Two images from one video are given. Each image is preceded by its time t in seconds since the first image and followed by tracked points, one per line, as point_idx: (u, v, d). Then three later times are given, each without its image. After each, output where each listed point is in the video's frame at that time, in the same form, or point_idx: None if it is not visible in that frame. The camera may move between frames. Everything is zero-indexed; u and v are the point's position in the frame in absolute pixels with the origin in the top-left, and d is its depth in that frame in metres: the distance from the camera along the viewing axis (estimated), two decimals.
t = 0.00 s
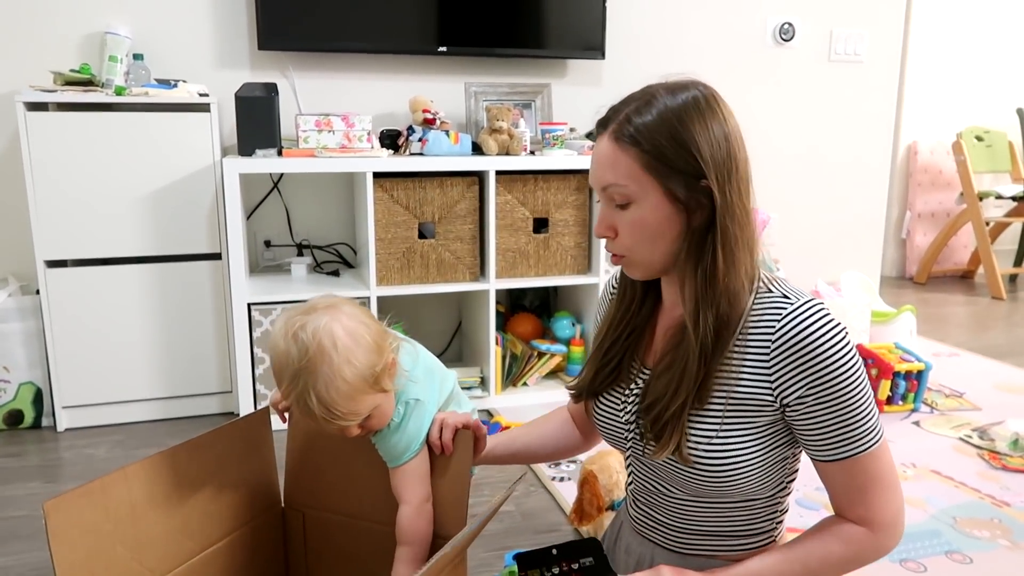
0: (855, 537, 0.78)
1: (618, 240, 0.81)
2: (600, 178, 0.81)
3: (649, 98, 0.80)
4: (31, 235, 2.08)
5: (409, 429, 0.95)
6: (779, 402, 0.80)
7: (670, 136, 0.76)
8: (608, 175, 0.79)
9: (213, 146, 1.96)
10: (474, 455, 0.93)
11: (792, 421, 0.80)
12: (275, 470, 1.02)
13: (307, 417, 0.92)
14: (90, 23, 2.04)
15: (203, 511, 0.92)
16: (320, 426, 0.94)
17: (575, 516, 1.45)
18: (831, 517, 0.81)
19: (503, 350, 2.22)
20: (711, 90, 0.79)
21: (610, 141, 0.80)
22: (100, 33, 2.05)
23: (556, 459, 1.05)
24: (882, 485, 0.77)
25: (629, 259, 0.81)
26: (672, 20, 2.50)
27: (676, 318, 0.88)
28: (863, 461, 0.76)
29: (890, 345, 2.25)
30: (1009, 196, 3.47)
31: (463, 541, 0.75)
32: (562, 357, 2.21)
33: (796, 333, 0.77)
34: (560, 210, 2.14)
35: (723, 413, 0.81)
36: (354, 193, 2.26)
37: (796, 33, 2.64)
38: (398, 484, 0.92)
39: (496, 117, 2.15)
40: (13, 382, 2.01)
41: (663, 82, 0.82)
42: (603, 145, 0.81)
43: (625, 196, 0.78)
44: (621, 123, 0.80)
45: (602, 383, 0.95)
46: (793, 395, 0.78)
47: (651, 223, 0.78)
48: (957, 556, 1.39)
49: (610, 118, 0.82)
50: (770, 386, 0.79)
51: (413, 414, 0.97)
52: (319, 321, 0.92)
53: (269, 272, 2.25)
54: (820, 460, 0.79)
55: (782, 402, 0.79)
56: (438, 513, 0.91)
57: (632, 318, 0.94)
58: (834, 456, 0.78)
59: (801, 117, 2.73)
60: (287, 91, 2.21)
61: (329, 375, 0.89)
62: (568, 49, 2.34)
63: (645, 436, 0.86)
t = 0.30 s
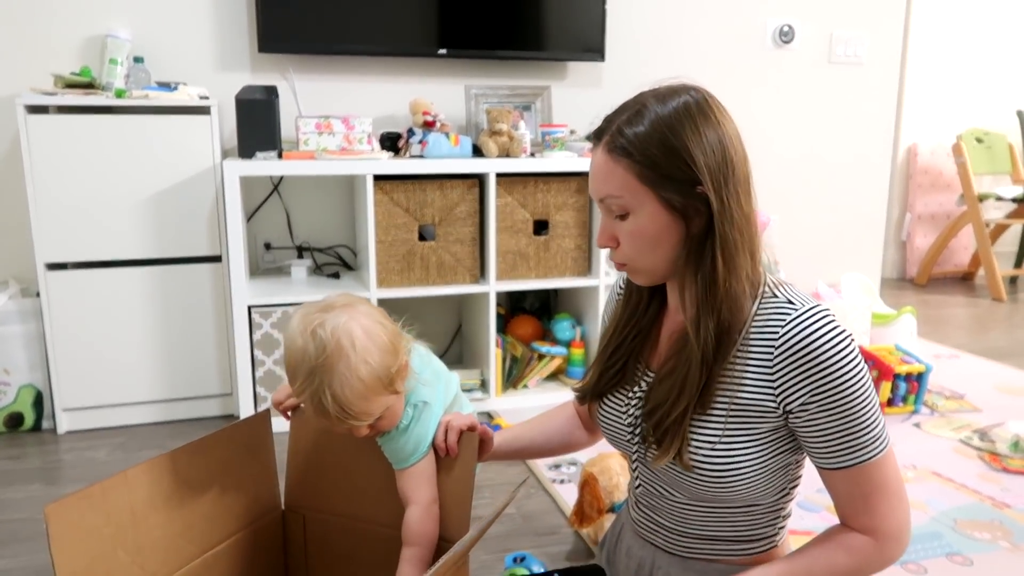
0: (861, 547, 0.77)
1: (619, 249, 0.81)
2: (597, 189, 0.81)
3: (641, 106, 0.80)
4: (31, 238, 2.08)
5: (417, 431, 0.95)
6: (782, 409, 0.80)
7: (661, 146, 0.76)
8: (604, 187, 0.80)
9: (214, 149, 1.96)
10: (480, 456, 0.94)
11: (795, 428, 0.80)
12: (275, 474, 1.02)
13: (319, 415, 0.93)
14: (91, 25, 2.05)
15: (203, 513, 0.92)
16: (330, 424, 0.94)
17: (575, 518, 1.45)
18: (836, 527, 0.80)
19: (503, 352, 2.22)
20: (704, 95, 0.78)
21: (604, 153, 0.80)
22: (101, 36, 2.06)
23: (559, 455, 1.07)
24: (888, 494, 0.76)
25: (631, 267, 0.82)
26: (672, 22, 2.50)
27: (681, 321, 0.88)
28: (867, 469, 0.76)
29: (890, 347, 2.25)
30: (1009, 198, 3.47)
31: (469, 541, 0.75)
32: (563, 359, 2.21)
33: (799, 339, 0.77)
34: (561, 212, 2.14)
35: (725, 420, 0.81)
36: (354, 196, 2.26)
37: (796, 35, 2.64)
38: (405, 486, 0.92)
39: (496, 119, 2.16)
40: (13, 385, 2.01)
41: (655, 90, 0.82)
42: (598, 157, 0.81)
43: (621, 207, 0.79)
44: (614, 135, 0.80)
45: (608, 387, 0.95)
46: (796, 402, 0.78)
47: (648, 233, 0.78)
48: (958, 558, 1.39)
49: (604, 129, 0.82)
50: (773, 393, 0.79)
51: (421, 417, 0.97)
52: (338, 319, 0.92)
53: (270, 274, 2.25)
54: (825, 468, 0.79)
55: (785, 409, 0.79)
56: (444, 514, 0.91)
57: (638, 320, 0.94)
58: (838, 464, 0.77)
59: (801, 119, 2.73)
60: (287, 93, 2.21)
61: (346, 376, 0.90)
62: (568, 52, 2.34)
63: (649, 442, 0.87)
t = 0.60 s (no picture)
0: (861, 553, 0.76)
1: (607, 259, 0.82)
2: (581, 200, 0.82)
3: (621, 115, 0.79)
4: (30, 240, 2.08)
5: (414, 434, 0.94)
6: (777, 412, 0.79)
7: (640, 156, 0.76)
8: (588, 198, 0.80)
9: (213, 151, 1.96)
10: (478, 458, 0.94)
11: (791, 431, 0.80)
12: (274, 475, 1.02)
13: (315, 417, 0.92)
14: (90, 28, 2.05)
15: (202, 516, 0.92)
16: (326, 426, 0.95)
17: (575, 519, 1.44)
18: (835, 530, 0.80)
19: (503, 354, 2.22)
20: (683, 101, 0.78)
21: (586, 164, 0.80)
22: (100, 39, 2.06)
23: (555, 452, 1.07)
24: (887, 496, 0.76)
25: (620, 276, 0.82)
26: (672, 23, 2.51)
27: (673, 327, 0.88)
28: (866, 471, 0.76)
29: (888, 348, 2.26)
30: (1009, 199, 3.46)
31: (469, 541, 0.75)
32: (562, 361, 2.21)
33: (792, 342, 0.77)
34: (560, 213, 2.14)
35: (721, 425, 0.81)
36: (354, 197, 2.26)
37: (796, 37, 2.64)
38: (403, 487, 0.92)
39: (495, 121, 2.17)
40: (13, 387, 2.01)
41: (635, 97, 0.81)
42: (581, 167, 0.82)
43: (605, 218, 0.79)
44: (594, 146, 0.80)
45: (603, 391, 0.95)
46: (791, 405, 0.78)
47: (633, 243, 0.79)
48: (959, 559, 1.39)
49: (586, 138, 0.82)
50: (769, 396, 0.79)
51: (417, 421, 0.95)
52: (337, 318, 0.92)
53: (269, 276, 2.25)
54: (822, 471, 0.78)
55: (780, 412, 0.79)
56: (443, 516, 0.91)
57: (632, 326, 0.94)
58: (835, 466, 0.77)
59: (800, 121, 2.73)
60: (286, 95, 2.21)
61: (343, 378, 0.89)
62: (567, 53, 2.34)
63: (643, 451, 0.87)
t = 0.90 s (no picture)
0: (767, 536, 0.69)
1: (587, 264, 0.81)
2: (559, 206, 0.80)
3: (596, 121, 0.78)
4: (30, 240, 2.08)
5: (406, 437, 0.94)
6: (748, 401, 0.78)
7: (617, 162, 0.75)
8: (565, 203, 0.79)
9: (213, 151, 1.96)
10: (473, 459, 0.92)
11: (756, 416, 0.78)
12: (270, 476, 1.01)
13: (304, 418, 0.93)
14: (90, 28, 2.05)
15: (199, 516, 0.92)
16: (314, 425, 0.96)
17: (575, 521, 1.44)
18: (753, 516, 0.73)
19: (504, 356, 2.20)
20: (658, 105, 0.77)
21: (562, 169, 0.79)
22: (100, 39, 2.06)
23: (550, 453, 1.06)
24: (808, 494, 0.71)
25: (600, 280, 0.81)
26: (671, 24, 2.51)
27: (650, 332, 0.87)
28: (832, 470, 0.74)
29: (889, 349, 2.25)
30: (1008, 200, 3.46)
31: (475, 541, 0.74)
32: (562, 362, 2.21)
33: (766, 324, 0.76)
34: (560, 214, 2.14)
35: (698, 422, 0.82)
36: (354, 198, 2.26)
37: (795, 37, 2.64)
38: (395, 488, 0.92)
39: (495, 122, 2.17)
40: (12, 388, 2.00)
41: (609, 101, 0.81)
42: (558, 172, 0.80)
43: (583, 223, 0.78)
44: (570, 152, 0.79)
45: (591, 395, 0.96)
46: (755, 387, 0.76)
47: (611, 248, 0.78)
48: (959, 560, 1.39)
49: (563, 143, 0.81)
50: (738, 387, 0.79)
51: (409, 420, 0.96)
52: (325, 318, 0.93)
53: (269, 276, 2.25)
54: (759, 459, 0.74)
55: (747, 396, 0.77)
56: (436, 516, 0.91)
57: (617, 329, 0.94)
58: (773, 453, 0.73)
59: (800, 122, 2.73)
60: (287, 96, 2.21)
61: (329, 379, 0.90)
62: (568, 54, 2.35)
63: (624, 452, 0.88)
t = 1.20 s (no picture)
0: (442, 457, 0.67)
1: (551, 253, 0.79)
2: (526, 193, 0.78)
3: (569, 110, 0.76)
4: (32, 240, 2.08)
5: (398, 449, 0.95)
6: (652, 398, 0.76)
7: (587, 154, 0.73)
8: (532, 192, 0.76)
9: (216, 151, 1.96)
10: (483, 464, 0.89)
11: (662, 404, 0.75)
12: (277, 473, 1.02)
13: (304, 411, 0.92)
14: (92, 28, 2.05)
15: (209, 516, 0.92)
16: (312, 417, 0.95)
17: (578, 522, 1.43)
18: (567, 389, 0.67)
19: (505, 355, 2.21)
20: (630, 99, 0.75)
21: (530, 157, 0.77)
22: (103, 39, 2.06)
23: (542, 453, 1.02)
24: (518, 393, 0.66)
25: (562, 271, 0.79)
26: (674, 25, 2.50)
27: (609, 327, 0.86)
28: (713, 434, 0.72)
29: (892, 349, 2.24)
30: (1010, 200, 3.46)
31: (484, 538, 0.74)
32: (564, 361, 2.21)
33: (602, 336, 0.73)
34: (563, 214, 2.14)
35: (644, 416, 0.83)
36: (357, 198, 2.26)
37: (798, 37, 2.64)
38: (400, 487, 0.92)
39: (497, 122, 2.16)
40: (15, 387, 2.00)
41: (581, 92, 0.78)
42: (525, 160, 0.78)
43: (549, 213, 0.76)
44: (540, 141, 0.76)
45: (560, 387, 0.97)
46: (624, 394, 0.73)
47: (577, 241, 0.76)
48: (962, 560, 1.39)
49: (533, 130, 0.78)
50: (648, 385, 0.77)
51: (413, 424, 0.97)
52: (332, 313, 0.92)
53: (272, 276, 2.25)
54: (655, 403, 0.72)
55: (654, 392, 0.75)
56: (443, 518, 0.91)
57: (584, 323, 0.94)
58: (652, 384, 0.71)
59: (803, 122, 2.73)
60: (289, 95, 2.21)
61: (330, 373, 0.89)
62: (570, 54, 2.35)
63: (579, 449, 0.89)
